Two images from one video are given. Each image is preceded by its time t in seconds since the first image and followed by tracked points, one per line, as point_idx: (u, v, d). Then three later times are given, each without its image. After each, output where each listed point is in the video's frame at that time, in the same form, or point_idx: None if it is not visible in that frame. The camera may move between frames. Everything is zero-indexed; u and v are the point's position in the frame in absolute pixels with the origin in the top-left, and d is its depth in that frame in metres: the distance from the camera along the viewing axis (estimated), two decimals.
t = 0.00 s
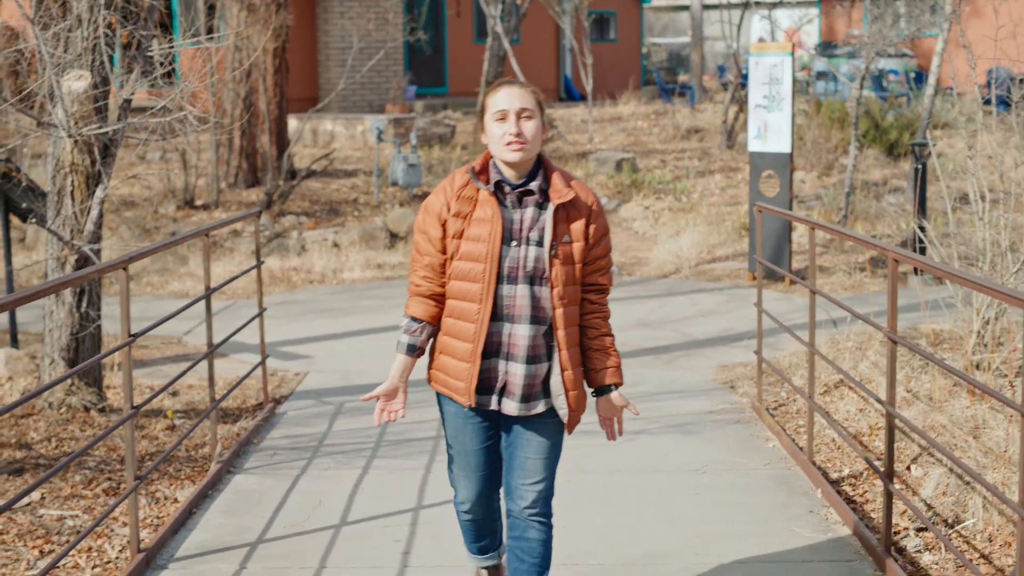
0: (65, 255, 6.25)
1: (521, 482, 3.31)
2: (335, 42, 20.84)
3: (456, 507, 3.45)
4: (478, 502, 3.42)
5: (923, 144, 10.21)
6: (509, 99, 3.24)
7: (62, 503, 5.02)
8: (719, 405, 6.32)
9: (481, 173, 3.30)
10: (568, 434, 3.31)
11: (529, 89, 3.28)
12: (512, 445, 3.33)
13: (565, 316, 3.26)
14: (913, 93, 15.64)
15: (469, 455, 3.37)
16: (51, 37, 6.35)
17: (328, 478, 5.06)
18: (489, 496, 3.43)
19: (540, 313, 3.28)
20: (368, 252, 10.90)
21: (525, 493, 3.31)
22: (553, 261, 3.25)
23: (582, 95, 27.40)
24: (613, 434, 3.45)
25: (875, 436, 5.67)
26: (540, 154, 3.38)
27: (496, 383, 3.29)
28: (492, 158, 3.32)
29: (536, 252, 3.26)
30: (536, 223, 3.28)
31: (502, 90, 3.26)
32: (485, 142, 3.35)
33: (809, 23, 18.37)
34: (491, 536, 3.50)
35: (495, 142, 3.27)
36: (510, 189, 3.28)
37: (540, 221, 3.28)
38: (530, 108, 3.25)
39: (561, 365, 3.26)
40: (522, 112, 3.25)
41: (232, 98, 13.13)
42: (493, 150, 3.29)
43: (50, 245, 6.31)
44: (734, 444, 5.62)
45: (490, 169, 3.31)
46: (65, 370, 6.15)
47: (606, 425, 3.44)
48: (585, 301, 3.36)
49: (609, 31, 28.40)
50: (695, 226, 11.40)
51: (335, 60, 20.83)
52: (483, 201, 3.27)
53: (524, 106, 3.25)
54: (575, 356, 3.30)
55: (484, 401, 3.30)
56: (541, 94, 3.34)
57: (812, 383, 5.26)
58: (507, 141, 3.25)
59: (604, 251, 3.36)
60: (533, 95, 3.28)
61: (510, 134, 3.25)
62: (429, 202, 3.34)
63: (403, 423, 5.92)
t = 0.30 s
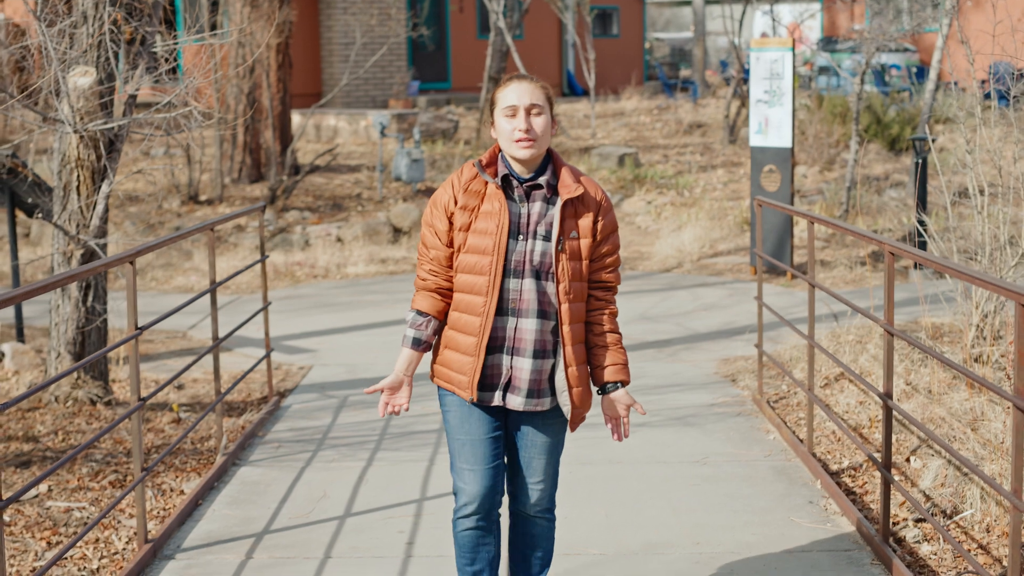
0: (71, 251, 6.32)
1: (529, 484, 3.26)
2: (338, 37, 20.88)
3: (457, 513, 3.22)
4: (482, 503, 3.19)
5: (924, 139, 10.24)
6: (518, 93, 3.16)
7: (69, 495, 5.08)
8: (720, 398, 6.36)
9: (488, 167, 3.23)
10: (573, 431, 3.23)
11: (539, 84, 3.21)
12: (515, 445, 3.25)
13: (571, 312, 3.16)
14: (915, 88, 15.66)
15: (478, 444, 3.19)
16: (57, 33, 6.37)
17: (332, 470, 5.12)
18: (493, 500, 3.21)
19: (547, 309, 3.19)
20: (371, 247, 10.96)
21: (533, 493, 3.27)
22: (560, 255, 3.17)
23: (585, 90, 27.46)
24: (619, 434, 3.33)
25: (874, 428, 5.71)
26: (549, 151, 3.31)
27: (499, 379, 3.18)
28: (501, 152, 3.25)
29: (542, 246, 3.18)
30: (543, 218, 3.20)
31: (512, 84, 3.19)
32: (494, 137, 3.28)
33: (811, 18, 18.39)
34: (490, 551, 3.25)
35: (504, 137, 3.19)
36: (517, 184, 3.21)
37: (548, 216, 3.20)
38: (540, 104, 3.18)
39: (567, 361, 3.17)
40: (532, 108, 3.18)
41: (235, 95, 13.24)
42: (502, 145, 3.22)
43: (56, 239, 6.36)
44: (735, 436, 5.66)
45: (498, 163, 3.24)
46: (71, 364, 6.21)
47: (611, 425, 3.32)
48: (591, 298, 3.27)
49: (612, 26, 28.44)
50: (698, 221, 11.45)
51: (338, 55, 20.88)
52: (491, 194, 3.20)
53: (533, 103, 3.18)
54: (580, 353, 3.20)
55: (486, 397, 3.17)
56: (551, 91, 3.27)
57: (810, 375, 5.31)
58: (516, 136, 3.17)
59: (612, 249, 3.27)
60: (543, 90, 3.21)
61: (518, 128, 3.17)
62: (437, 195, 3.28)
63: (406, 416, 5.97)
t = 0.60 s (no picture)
0: (76, 245, 6.33)
1: (530, 481, 3.32)
2: (339, 32, 20.92)
3: (460, 507, 3.20)
4: (486, 496, 3.18)
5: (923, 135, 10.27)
6: (508, 98, 3.16)
7: (74, 487, 5.13)
8: (719, 391, 6.41)
9: (479, 174, 3.21)
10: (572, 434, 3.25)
11: (528, 87, 3.20)
12: (516, 444, 3.30)
13: (567, 316, 3.17)
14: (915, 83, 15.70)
15: (482, 437, 3.19)
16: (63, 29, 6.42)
17: (335, 462, 5.17)
18: (498, 492, 3.20)
19: (543, 313, 3.19)
20: (373, 242, 11.01)
21: (535, 490, 3.33)
22: (556, 260, 3.17)
23: (585, 86, 27.49)
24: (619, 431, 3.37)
25: (872, 420, 5.76)
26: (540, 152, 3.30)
27: (502, 384, 3.20)
28: (491, 157, 3.24)
29: (538, 251, 3.18)
30: (537, 223, 3.19)
31: (501, 89, 3.18)
32: (485, 142, 3.26)
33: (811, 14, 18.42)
34: (492, 550, 3.22)
35: (493, 141, 3.18)
36: (509, 189, 3.21)
37: (541, 220, 3.20)
38: (529, 107, 3.16)
39: (564, 365, 3.18)
40: (522, 112, 3.16)
41: (236, 89, 13.28)
42: (492, 150, 3.20)
43: (61, 234, 6.39)
44: (734, 428, 5.71)
45: (489, 169, 3.23)
46: (76, 357, 6.26)
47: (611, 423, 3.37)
48: (588, 300, 3.28)
49: (612, 21, 28.48)
50: (698, 216, 11.50)
51: (339, 51, 20.92)
52: (482, 201, 3.19)
53: (523, 106, 3.16)
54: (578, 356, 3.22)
55: (489, 401, 3.20)
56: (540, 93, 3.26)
57: (809, 368, 5.36)
58: (506, 141, 3.16)
59: (608, 249, 3.28)
60: (532, 92, 3.20)
61: (509, 133, 3.16)
62: (429, 203, 3.26)
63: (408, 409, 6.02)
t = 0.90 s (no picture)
0: (78, 241, 6.40)
1: (523, 481, 3.28)
2: (337, 29, 20.97)
3: (454, 518, 3.20)
4: (480, 505, 3.19)
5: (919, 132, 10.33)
6: (479, 94, 3.11)
7: (78, 481, 5.18)
8: (716, 386, 6.47)
9: (456, 175, 3.15)
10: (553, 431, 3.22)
11: (498, 82, 3.15)
12: (508, 446, 3.26)
13: (549, 313, 3.12)
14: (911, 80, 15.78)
15: (470, 449, 3.18)
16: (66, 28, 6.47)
17: (336, 456, 5.22)
18: (490, 502, 3.20)
19: (526, 310, 3.14)
20: (371, 238, 11.06)
21: (531, 490, 3.29)
22: (538, 257, 3.12)
23: (582, 83, 27.56)
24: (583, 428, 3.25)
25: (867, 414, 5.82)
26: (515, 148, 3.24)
27: (493, 385, 3.16)
28: (467, 157, 3.18)
29: (520, 248, 3.12)
30: (517, 220, 3.13)
31: (471, 86, 3.13)
32: (459, 142, 3.21)
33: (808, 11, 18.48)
34: (489, 556, 3.22)
35: (468, 139, 3.12)
36: (487, 188, 3.14)
37: (521, 217, 3.13)
38: (501, 101, 3.12)
39: (545, 362, 3.14)
40: (494, 106, 3.12)
41: (235, 86, 13.33)
42: (467, 148, 3.14)
43: (64, 230, 6.45)
44: (730, 423, 5.77)
45: (466, 169, 3.15)
46: (78, 353, 6.31)
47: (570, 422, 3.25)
48: (570, 296, 3.22)
49: (609, 18, 28.55)
50: (695, 213, 11.55)
51: (337, 47, 20.98)
52: (462, 203, 3.13)
53: (494, 101, 3.12)
54: (560, 353, 3.17)
55: (481, 403, 3.16)
56: (511, 87, 3.22)
57: (805, 363, 5.42)
58: (480, 137, 3.10)
59: (590, 242, 3.21)
60: (503, 87, 3.15)
61: (483, 129, 3.10)
62: (409, 209, 3.20)
63: (408, 403, 6.08)
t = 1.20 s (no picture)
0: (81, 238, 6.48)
1: (515, 487, 3.22)
2: (336, 28, 21.03)
3: (447, 518, 3.21)
4: (473, 504, 3.18)
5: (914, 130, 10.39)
6: (454, 86, 3.10)
7: (80, 475, 5.24)
8: (712, 381, 6.53)
9: (432, 168, 3.18)
10: (525, 423, 3.12)
11: (476, 76, 3.14)
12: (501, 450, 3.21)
13: (523, 301, 3.08)
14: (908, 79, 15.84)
15: (457, 451, 3.17)
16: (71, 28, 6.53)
17: (336, 451, 5.27)
18: (481, 502, 3.20)
19: (503, 299, 3.11)
20: (370, 236, 11.12)
21: (526, 499, 3.23)
22: (513, 243, 3.09)
23: (580, 81, 27.62)
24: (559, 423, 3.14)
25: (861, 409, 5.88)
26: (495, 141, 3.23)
27: (464, 379, 3.12)
28: (445, 152, 3.19)
29: (495, 236, 3.11)
30: (493, 208, 3.12)
31: (447, 79, 3.13)
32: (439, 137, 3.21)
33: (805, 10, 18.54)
34: (487, 553, 3.20)
35: (443, 132, 3.12)
36: (462, 178, 3.15)
37: (497, 205, 3.13)
38: (476, 93, 3.10)
39: (517, 352, 3.08)
40: (469, 99, 3.10)
41: (234, 85, 13.38)
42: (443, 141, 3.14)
43: (68, 227, 6.52)
44: (726, 418, 5.83)
45: (443, 163, 3.18)
46: (80, 349, 6.36)
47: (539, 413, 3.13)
48: (549, 288, 3.17)
49: (607, 17, 28.62)
50: (691, 210, 11.61)
51: (335, 46, 21.05)
52: (437, 195, 3.15)
53: (470, 93, 3.10)
54: (533, 343, 3.10)
55: (458, 399, 3.12)
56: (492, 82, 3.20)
57: (800, 358, 5.48)
58: (455, 129, 3.09)
59: (570, 232, 3.16)
60: (481, 80, 3.14)
61: (458, 121, 3.10)
62: (390, 207, 3.25)
63: (406, 398, 6.13)
